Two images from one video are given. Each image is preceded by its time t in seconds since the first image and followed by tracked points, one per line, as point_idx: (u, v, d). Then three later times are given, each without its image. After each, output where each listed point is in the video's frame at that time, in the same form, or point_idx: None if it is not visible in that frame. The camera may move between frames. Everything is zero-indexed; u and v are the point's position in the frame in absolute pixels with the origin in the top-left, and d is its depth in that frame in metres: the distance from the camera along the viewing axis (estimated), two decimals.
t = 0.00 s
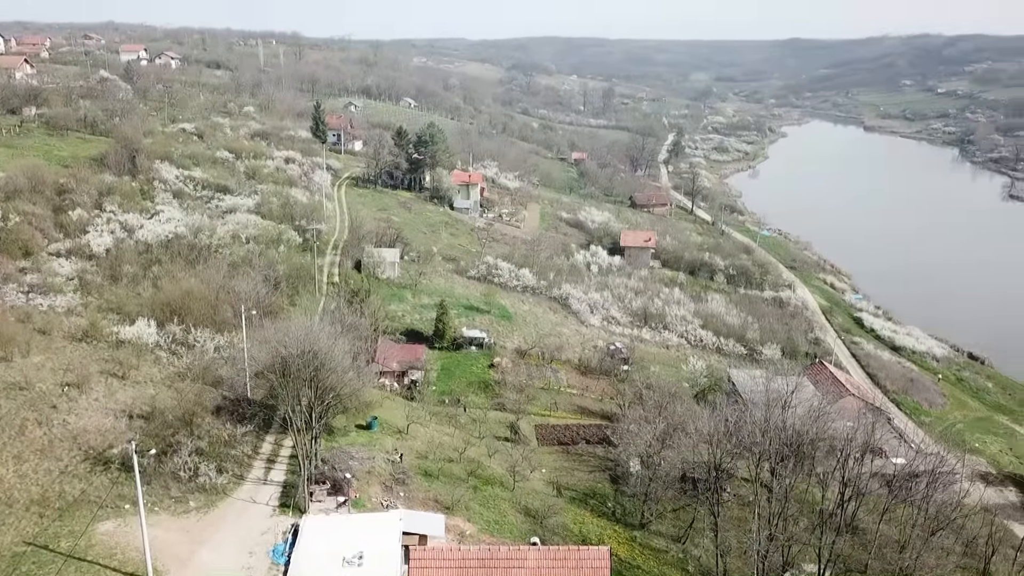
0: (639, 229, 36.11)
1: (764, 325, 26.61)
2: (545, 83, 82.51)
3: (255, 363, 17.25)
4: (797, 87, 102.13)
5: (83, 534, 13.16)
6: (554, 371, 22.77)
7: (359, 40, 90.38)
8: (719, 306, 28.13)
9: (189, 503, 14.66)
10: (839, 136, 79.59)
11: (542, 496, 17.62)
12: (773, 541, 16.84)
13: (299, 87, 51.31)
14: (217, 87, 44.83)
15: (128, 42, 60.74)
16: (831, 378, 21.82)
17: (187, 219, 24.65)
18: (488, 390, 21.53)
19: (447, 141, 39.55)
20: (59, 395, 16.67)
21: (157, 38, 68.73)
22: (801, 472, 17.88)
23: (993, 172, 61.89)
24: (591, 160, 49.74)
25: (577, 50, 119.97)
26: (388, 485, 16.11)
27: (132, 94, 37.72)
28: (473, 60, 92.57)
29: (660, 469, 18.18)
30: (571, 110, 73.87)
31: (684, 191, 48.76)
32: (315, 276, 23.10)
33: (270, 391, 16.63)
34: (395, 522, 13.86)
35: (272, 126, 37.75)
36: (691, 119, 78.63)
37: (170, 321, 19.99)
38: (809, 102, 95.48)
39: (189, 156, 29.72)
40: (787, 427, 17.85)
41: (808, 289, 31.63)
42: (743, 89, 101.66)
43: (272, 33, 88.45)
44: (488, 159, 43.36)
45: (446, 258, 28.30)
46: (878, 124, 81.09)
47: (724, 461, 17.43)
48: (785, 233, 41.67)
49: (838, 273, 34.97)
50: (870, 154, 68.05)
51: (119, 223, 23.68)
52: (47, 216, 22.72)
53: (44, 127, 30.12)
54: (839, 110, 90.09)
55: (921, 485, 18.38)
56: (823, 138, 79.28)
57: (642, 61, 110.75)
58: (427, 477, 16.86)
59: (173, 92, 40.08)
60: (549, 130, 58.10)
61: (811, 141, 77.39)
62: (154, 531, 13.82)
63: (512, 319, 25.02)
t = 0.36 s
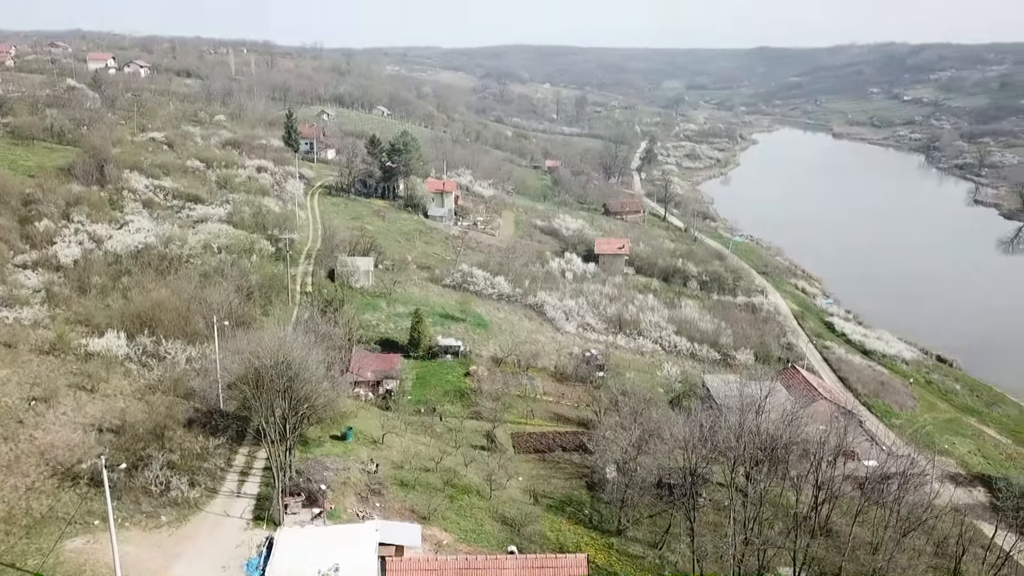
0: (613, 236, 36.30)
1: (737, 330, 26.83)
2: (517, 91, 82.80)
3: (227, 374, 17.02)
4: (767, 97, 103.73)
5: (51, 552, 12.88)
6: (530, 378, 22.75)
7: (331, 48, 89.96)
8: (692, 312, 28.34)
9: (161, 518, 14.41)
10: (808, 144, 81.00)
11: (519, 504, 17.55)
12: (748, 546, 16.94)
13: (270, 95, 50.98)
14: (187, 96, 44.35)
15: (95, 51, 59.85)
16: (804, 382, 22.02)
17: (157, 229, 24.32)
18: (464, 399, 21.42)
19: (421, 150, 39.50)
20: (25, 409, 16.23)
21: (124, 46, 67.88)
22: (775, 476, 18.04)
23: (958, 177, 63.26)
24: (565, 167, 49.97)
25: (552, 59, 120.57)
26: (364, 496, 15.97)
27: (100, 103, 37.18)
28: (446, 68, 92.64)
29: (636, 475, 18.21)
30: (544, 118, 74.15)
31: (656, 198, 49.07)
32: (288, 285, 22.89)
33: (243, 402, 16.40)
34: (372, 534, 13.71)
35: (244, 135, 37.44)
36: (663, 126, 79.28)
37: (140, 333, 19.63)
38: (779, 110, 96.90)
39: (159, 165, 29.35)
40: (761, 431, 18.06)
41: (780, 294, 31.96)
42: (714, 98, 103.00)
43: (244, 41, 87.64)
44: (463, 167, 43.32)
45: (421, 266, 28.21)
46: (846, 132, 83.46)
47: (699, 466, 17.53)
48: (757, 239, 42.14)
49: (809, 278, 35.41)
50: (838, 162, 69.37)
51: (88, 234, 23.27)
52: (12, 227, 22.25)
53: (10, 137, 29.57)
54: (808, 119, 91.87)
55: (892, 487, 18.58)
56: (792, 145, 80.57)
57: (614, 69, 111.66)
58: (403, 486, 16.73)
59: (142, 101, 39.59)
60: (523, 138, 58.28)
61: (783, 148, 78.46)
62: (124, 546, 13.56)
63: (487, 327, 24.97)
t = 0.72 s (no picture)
0: (588, 243, 36.43)
1: (711, 336, 27.05)
2: (491, 99, 82.94)
3: (200, 386, 16.76)
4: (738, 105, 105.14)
5: (19, 571, 12.56)
6: (506, 386, 22.70)
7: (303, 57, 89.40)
8: (667, 318, 28.52)
9: (132, 533, 14.14)
10: (778, 151, 82.33)
11: (497, 513, 17.44)
12: (725, 550, 16.97)
13: (241, 104, 50.55)
14: (157, 105, 43.82)
15: (62, 59, 58.93)
16: (778, 387, 22.16)
17: (127, 239, 23.95)
18: (440, 408, 21.30)
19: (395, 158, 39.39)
20: None
21: (92, 54, 66.87)
22: (750, 481, 18.12)
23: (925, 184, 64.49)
24: (539, 175, 50.15)
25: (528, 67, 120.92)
26: (340, 507, 15.79)
27: (68, 112, 36.58)
28: (419, 76, 92.53)
29: (613, 482, 18.18)
30: (518, 126, 74.33)
31: (630, 206, 49.35)
32: (261, 295, 22.66)
33: (216, 414, 16.16)
34: (347, 545, 13.53)
35: (215, 144, 37.07)
36: (637, 134, 79.87)
37: (110, 345, 19.22)
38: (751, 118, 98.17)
39: (129, 175, 28.97)
40: (736, 436, 18.16)
41: (753, 300, 32.25)
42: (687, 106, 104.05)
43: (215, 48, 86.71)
44: (437, 175, 43.27)
45: (396, 275, 28.10)
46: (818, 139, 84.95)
47: (676, 472, 17.57)
48: (729, 245, 42.57)
49: (781, 284, 35.80)
50: (807, 169, 70.59)
51: (55, 245, 22.80)
52: None
53: None
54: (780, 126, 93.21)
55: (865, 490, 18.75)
56: (763, 152, 81.81)
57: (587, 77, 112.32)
58: (379, 497, 16.57)
59: (111, 110, 39.04)
60: (497, 146, 58.40)
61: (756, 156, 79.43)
62: (94, 564, 13.26)
63: (463, 336, 24.90)
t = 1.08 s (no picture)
0: (565, 251, 36.52)
1: (688, 342, 27.22)
2: (468, 107, 82.93)
3: (174, 399, 16.53)
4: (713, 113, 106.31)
5: None
6: (486, 395, 22.63)
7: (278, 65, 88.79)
8: (644, 324, 28.65)
9: (106, 548, 13.89)
10: (752, 160, 83.42)
11: (477, 522, 17.31)
12: (704, 556, 16.95)
13: (216, 113, 50.15)
14: (130, 114, 43.32)
15: (31, 67, 57.98)
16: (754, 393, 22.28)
17: (100, 250, 23.60)
18: (419, 417, 21.16)
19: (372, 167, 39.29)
20: None
21: (62, 62, 65.88)
22: (729, 486, 18.17)
23: (897, 190, 65.68)
24: (517, 183, 50.25)
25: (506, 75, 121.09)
26: (318, 519, 15.60)
27: (39, 121, 35.99)
28: (396, 85, 92.36)
29: (592, 489, 18.11)
30: (495, 135, 74.42)
31: (607, 213, 49.58)
32: (236, 305, 22.43)
33: (192, 426, 15.94)
34: (327, 556, 13.40)
35: (190, 153, 36.72)
36: (613, 142, 80.36)
37: (82, 357, 18.85)
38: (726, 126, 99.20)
39: (102, 185, 28.59)
40: (714, 442, 18.25)
41: (730, 306, 32.49)
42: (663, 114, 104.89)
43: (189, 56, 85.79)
44: (414, 184, 43.20)
45: (374, 283, 27.98)
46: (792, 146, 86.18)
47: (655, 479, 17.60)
48: (705, 252, 42.86)
49: (757, 290, 36.11)
50: (780, 176, 71.57)
51: (25, 256, 22.34)
52: None
53: None
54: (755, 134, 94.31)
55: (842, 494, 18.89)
56: (737, 161, 82.83)
57: (565, 85, 112.80)
58: (358, 508, 16.39)
59: (82, 119, 38.52)
60: (474, 154, 58.42)
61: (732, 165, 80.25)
62: None
63: (442, 344, 24.81)
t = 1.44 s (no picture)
0: (543, 259, 36.56)
1: (667, 349, 27.34)
2: (445, 115, 82.86)
3: (148, 411, 16.29)
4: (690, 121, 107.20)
5: None
6: (465, 404, 22.54)
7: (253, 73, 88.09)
8: (623, 331, 28.75)
9: (79, 564, 13.55)
10: (728, 169, 84.31)
11: (457, 532, 17.16)
12: (685, 563, 16.91)
13: (191, 121, 49.70)
14: (102, 122, 42.81)
15: None
16: (732, 398, 22.36)
17: (72, 260, 23.22)
18: (398, 427, 21.01)
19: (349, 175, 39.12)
20: None
21: (32, 70, 64.86)
22: (708, 493, 18.20)
23: (870, 197, 66.77)
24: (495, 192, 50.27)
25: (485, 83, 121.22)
26: (296, 531, 15.37)
27: (8, 129, 35.39)
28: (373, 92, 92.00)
29: (573, 498, 18.04)
30: (472, 143, 74.43)
31: (585, 221, 49.75)
32: (212, 315, 22.21)
33: (167, 439, 15.70)
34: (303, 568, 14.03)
35: (164, 162, 36.35)
36: (590, 151, 80.77)
37: (54, 369, 18.48)
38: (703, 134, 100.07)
39: (74, 195, 28.20)
40: (693, 449, 18.30)
41: (707, 313, 32.71)
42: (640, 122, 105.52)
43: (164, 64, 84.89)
44: (391, 192, 43.01)
45: (351, 292, 27.85)
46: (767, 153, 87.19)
47: (635, 486, 17.60)
48: (682, 259, 43.10)
49: (734, 296, 36.37)
50: (756, 185, 72.37)
51: None
52: None
53: None
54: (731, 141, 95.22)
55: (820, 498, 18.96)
56: (713, 169, 83.62)
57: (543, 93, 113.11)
58: (336, 519, 16.18)
59: (54, 127, 37.98)
60: (451, 163, 58.39)
61: (709, 173, 80.99)
62: None
63: (421, 353, 24.71)
